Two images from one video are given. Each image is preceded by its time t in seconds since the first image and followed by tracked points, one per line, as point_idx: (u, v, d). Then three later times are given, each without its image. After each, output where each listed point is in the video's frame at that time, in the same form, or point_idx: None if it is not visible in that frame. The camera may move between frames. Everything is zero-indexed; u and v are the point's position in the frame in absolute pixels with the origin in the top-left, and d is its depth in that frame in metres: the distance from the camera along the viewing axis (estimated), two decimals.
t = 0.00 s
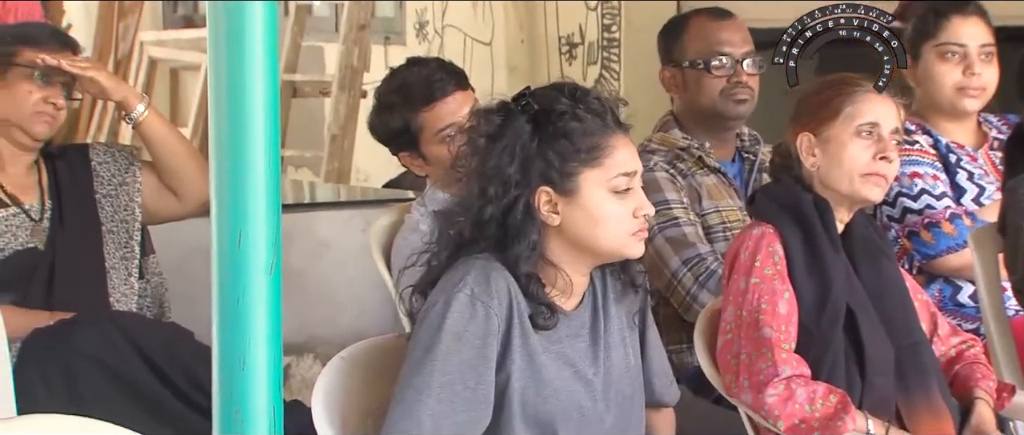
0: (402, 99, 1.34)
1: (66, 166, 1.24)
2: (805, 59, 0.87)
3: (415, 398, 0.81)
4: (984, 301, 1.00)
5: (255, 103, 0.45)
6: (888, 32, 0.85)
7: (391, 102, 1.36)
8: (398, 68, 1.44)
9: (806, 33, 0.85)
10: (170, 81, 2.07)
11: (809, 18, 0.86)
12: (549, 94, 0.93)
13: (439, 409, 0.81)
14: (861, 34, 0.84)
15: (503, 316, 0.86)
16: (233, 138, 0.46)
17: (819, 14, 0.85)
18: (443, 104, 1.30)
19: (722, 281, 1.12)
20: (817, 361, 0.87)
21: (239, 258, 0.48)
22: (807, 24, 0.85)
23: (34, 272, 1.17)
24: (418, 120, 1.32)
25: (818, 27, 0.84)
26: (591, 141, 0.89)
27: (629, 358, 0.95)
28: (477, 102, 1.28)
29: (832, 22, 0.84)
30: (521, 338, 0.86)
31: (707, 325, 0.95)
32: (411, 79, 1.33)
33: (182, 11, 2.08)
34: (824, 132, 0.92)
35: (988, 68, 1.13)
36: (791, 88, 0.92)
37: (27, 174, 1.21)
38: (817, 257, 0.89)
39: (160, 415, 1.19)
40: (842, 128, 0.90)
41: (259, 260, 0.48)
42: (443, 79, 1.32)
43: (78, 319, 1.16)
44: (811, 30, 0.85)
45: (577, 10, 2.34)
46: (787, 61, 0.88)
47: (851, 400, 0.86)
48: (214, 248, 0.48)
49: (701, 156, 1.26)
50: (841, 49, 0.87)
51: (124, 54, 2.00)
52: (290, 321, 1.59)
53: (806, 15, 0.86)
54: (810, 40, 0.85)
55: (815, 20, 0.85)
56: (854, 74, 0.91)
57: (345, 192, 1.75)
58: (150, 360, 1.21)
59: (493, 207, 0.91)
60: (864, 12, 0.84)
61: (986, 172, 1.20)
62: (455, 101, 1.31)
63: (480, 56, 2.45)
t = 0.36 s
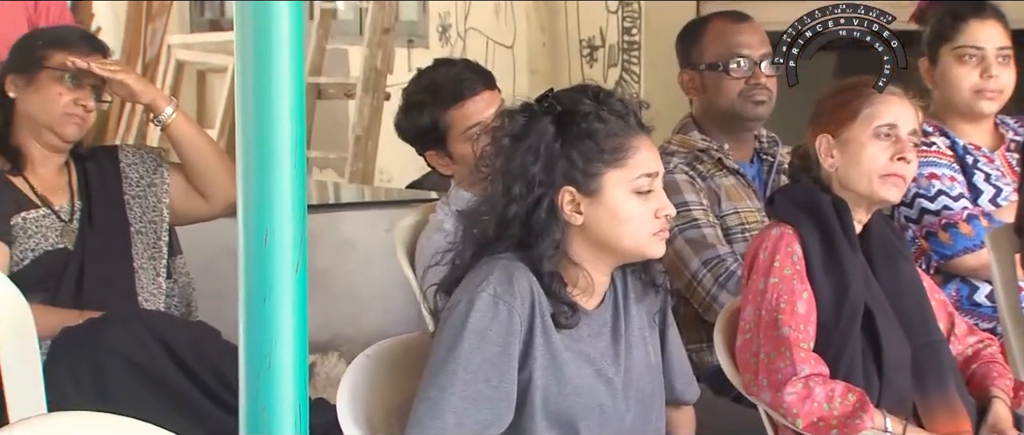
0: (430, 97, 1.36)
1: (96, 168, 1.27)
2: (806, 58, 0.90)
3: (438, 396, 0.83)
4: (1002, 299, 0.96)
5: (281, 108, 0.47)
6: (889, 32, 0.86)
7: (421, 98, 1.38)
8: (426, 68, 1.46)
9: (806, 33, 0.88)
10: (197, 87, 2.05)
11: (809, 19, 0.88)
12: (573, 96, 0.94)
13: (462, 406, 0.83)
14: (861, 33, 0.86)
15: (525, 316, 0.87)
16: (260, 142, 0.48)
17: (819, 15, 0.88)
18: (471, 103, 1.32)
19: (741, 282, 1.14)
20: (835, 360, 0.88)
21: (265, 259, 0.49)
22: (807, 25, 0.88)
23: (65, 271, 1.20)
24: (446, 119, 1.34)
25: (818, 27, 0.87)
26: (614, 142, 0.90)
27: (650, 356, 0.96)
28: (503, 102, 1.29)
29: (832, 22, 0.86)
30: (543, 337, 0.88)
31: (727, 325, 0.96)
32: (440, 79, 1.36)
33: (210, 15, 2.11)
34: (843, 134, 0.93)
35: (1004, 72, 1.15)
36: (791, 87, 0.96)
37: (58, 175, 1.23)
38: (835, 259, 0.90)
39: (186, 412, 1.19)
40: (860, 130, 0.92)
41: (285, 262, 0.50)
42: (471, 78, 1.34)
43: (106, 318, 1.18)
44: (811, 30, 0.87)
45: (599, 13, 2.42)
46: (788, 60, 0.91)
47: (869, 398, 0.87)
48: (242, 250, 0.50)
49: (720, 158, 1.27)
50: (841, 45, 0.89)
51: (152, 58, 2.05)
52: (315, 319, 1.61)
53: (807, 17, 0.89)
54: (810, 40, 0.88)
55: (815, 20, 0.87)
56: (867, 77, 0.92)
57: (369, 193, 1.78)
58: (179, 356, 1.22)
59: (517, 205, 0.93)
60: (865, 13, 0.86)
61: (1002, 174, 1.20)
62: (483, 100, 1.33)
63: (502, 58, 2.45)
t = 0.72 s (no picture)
0: (452, 99, 1.38)
1: (119, 170, 1.30)
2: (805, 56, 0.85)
3: (457, 396, 0.84)
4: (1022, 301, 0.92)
5: (303, 115, 0.49)
6: (890, 32, 0.80)
7: (443, 100, 1.39)
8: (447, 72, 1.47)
9: (805, 33, 0.82)
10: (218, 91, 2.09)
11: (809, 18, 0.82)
12: (586, 101, 0.95)
13: (480, 406, 0.84)
14: (862, 33, 0.79)
15: (542, 316, 0.89)
16: (283, 148, 0.49)
17: (820, 13, 0.81)
18: (492, 104, 1.33)
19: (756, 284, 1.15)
20: (849, 361, 0.89)
21: (286, 263, 0.51)
22: (807, 25, 0.82)
23: (90, 273, 1.23)
24: (467, 120, 1.35)
25: (817, 28, 0.80)
26: (625, 148, 0.91)
27: (666, 357, 0.97)
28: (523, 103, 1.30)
29: (832, 22, 0.80)
30: (560, 338, 0.89)
31: (742, 326, 0.97)
32: (461, 82, 1.37)
33: (231, 20, 2.17)
34: (856, 137, 0.93)
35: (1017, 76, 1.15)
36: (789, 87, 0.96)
37: (82, 178, 1.26)
38: (850, 260, 0.91)
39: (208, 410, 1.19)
40: (873, 133, 0.92)
41: (306, 265, 0.51)
42: (492, 80, 1.36)
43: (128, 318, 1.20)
44: (810, 31, 0.81)
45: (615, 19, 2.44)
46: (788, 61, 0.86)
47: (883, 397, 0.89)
48: (264, 252, 0.51)
49: (736, 160, 1.28)
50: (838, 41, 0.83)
51: (174, 62, 2.08)
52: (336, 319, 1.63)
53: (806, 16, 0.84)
54: (809, 41, 0.82)
55: (815, 20, 0.81)
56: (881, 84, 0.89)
57: (388, 196, 1.80)
58: (200, 355, 1.23)
59: (531, 211, 0.94)
60: (866, 12, 0.79)
61: (1014, 177, 1.19)
62: (504, 102, 1.34)
63: (519, 62, 2.44)
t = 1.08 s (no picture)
0: (476, 102, 1.39)
1: (148, 173, 1.33)
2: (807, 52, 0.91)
3: (479, 396, 0.86)
4: None
5: (326, 120, 0.51)
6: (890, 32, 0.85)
7: (467, 103, 1.41)
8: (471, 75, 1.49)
9: (806, 33, 0.89)
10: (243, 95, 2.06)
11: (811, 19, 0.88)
12: (583, 112, 0.96)
13: (502, 405, 0.86)
14: (861, 33, 0.85)
15: (563, 317, 0.90)
16: (307, 152, 0.51)
17: (821, 14, 0.87)
18: (515, 107, 1.35)
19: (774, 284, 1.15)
20: (867, 361, 0.90)
21: (310, 262, 0.53)
22: (808, 24, 0.88)
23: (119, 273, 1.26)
24: (491, 122, 1.37)
25: (818, 28, 0.87)
26: (618, 161, 0.92)
27: (686, 358, 0.98)
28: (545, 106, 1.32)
29: (832, 22, 0.85)
30: (581, 338, 0.91)
31: (761, 326, 0.98)
32: (484, 85, 1.39)
33: (257, 26, 2.17)
34: (873, 140, 0.94)
35: None
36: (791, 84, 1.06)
37: (112, 180, 1.29)
38: (867, 261, 0.92)
39: (235, 410, 1.21)
40: (890, 136, 0.93)
41: (331, 266, 0.53)
42: (515, 84, 1.37)
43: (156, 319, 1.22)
44: (813, 29, 0.88)
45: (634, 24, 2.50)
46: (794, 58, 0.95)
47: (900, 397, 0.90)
48: (289, 254, 0.53)
49: (754, 163, 1.29)
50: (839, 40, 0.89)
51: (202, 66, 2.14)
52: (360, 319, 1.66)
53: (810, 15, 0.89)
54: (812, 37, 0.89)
55: (816, 20, 0.87)
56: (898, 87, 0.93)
57: (411, 198, 1.82)
58: (226, 354, 1.24)
59: (527, 225, 0.96)
60: (865, 13, 0.85)
61: None
62: (526, 105, 1.36)
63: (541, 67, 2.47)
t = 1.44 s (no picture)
0: (497, 105, 1.41)
1: (175, 173, 1.36)
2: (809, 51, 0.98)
3: (500, 394, 0.87)
4: None
5: (350, 120, 0.53)
6: (888, 33, 0.93)
7: (488, 106, 1.43)
8: (492, 78, 1.51)
9: (806, 33, 0.96)
10: (269, 97, 2.12)
11: (811, 18, 0.95)
12: (591, 120, 0.98)
13: (524, 402, 0.88)
14: (861, 32, 0.92)
15: (583, 315, 0.92)
16: (331, 152, 0.53)
17: (820, 14, 0.94)
18: (535, 110, 1.37)
19: (792, 285, 1.17)
20: (883, 361, 0.91)
21: (334, 260, 0.55)
22: (808, 25, 0.95)
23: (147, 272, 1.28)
24: (511, 125, 1.38)
25: (818, 28, 0.93)
26: (627, 169, 0.94)
27: (705, 357, 1.00)
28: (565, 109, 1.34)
29: (833, 23, 0.92)
30: (600, 337, 0.92)
31: (778, 324, 0.99)
32: (505, 88, 1.41)
33: (281, 30, 2.18)
34: (889, 142, 0.96)
35: None
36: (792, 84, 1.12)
37: (139, 181, 1.32)
38: (883, 260, 0.93)
39: (260, 407, 1.23)
40: (905, 138, 0.95)
41: (354, 265, 0.55)
42: (535, 89, 1.39)
43: (181, 318, 1.25)
44: (812, 30, 0.94)
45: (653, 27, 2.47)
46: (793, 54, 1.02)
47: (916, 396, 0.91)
48: (314, 254, 0.55)
49: (772, 165, 1.30)
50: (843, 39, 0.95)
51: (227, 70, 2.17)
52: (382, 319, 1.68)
53: (809, 16, 0.96)
54: (811, 38, 0.95)
55: (816, 20, 0.94)
56: (909, 89, 0.97)
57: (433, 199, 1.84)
58: (251, 351, 1.25)
59: (538, 234, 0.98)
60: (865, 13, 0.92)
61: None
62: (545, 108, 1.37)
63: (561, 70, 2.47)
